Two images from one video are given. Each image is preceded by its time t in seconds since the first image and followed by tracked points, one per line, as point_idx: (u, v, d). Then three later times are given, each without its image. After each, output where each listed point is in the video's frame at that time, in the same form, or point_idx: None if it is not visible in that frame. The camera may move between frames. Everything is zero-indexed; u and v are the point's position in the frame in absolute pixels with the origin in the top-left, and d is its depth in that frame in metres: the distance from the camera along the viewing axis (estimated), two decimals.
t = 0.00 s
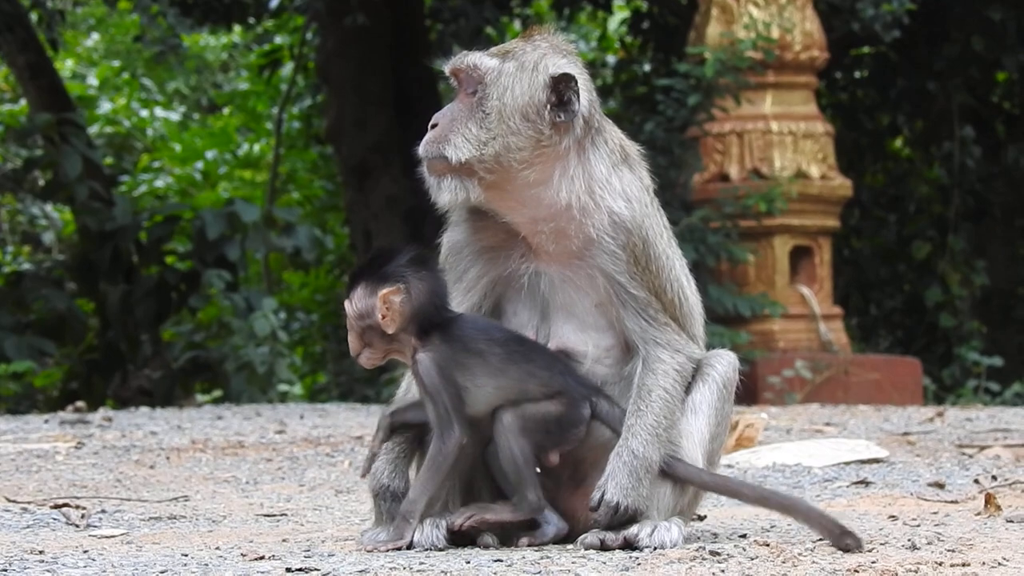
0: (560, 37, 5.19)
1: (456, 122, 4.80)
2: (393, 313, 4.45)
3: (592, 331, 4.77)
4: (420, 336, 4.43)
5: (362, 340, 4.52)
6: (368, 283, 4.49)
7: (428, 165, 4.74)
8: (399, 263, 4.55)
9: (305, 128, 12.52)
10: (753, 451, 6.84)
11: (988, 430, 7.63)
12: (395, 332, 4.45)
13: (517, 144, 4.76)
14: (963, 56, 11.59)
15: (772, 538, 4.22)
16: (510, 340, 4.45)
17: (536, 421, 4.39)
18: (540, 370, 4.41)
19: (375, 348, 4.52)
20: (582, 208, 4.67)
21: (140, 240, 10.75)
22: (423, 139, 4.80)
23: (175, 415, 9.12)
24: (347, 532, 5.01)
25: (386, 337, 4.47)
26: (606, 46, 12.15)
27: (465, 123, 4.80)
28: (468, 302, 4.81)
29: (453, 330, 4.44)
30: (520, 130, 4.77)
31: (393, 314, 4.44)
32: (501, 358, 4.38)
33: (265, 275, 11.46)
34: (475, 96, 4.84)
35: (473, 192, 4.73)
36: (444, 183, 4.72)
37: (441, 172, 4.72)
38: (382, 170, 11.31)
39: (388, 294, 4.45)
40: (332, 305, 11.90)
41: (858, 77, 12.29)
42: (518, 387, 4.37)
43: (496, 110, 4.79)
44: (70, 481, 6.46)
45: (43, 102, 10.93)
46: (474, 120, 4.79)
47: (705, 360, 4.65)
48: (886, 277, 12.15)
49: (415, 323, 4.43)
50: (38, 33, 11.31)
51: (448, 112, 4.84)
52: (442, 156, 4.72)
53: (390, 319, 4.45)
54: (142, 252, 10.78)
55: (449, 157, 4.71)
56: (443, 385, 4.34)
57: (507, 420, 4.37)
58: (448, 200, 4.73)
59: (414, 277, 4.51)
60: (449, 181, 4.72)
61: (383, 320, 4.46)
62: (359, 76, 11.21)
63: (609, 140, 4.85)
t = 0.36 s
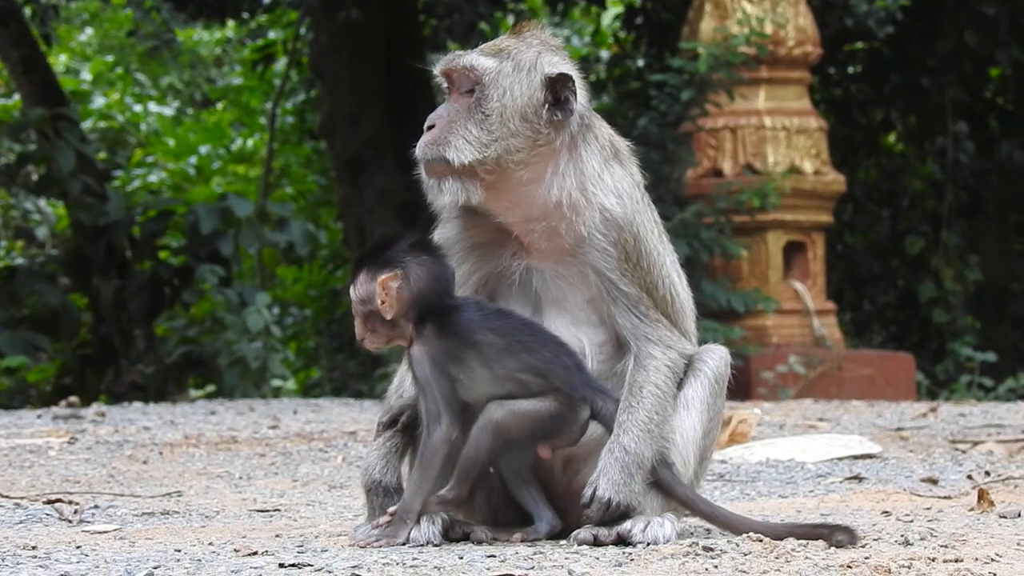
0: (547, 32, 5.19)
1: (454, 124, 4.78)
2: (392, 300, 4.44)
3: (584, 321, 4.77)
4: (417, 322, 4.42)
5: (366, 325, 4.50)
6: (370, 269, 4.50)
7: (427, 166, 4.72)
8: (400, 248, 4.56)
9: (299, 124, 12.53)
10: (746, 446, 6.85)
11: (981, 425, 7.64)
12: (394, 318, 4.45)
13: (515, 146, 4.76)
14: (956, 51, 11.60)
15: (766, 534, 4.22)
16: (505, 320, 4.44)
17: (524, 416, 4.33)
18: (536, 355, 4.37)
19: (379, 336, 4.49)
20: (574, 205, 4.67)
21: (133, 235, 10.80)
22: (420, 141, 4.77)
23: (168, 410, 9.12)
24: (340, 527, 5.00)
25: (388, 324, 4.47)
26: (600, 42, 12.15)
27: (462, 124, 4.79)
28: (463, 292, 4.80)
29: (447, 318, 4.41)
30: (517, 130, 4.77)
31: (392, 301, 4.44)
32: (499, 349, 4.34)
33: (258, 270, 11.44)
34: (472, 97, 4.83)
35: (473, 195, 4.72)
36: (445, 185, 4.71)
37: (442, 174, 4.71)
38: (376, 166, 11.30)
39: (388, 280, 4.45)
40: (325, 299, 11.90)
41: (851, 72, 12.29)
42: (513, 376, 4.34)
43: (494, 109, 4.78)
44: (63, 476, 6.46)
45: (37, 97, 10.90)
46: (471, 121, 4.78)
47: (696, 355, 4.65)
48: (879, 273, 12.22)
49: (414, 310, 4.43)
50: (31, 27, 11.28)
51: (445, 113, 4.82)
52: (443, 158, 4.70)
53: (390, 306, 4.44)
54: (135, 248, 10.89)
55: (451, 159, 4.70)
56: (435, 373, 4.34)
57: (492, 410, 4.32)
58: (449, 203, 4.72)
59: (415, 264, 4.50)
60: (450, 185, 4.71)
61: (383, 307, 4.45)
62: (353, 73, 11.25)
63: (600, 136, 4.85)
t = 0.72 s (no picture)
0: (528, 31, 5.14)
1: (417, 129, 4.83)
2: (373, 293, 4.40)
3: (575, 317, 4.74)
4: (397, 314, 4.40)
5: (350, 321, 4.47)
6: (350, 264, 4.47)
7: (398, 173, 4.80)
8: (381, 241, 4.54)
9: (294, 119, 12.54)
10: (740, 444, 6.85)
11: (976, 423, 7.65)
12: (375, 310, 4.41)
13: (475, 143, 4.75)
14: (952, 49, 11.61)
15: (760, 531, 4.22)
16: (481, 315, 4.40)
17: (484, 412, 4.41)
18: (508, 354, 4.34)
19: (366, 332, 4.46)
20: (562, 195, 4.63)
21: (128, 229, 10.81)
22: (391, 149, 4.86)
23: (163, 405, 9.12)
24: (335, 524, 5.00)
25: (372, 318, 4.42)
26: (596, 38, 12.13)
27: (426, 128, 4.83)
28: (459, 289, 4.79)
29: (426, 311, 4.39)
30: (477, 129, 4.76)
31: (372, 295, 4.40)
32: (475, 343, 4.32)
33: (254, 265, 11.44)
34: (434, 101, 4.86)
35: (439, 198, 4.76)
36: (415, 191, 4.78)
37: (411, 179, 4.78)
38: (371, 163, 11.26)
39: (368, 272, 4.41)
40: (320, 294, 11.86)
41: (847, 70, 12.30)
42: (479, 373, 4.33)
43: (455, 111, 4.78)
44: (57, 471, 6.46)
45: (32, 91, 10.89)
46: (435, 124, 4.80)
47: (691, 351, 4.65)
48: (874, 270, 12.20)
49: (394, 301, 4.40)
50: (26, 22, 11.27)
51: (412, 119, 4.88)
52: (408, 163, 4.76)
53: (371, 299, 4.40)
54: (131, 242, 10.84)
55: (412, 163, 4.75)
56: (417, 364, 4.32)
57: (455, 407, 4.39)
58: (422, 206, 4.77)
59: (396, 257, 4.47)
60: (419, 189, 4.77)
61: (365, 300, 4.41)
62: (348, 68, 11.26)
63: (583, 125, 4.78)
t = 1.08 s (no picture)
0: (509, 39, 5.18)
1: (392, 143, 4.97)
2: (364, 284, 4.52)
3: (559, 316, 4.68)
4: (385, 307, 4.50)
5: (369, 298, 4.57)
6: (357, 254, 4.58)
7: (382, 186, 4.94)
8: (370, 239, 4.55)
9: (288, 115, 12.47)
10: (733, 441, 6.85)
11: (969, 420, 7.66)
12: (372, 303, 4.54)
13: (431, 147, 4.81)
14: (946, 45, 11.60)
15: (752, 530, 4.22)
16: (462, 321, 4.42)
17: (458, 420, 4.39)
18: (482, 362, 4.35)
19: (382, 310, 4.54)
20: (526, 186, 4.62)
21: (121, 225, 10.77)
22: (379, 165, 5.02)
23: (156, 402, 9.11)
24: (328, 522, 5.00)
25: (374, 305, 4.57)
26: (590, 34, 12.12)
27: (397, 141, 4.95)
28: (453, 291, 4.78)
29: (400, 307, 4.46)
30: (433, 134, 4.82)
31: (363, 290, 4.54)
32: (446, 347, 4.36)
33: (247, 261, 11.43)
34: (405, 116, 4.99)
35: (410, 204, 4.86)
36: (394, 202, 4.90)
37: (390, 191, 4.91)
38: (367, 159, 11.23)
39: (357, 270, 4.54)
40: (314, 291, 11.93)
41: (841, 65, 12.28)
42: (451, 376, 4.35)
43: (415, 122, 4.88)
44: (50, 469, 6.45)
45: (26, 88, 10.87)
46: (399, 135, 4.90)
47: (682, 350, 4.66)
48: (868, 266, 12.21)
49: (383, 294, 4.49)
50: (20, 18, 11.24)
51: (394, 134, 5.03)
52: (384, 176, 4.91)
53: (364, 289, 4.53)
54: (124, 239, 10.79)
55: (386, 175, 4.89)
56: (395, 361, 4.42)
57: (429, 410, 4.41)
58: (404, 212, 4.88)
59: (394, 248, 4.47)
60: (399, 199, 4.88)
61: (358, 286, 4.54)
62: (341, 63, 11.24)
63: (549, 120, 4.75)
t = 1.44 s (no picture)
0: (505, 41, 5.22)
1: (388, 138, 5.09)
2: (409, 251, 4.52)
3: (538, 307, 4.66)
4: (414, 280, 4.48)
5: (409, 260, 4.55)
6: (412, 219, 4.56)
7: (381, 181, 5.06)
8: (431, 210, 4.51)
9: (278, 114, 12.47)
10: (724, 439, 6.86)
11: (959, 417, 7.67)
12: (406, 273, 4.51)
13: (411, 141, 4.90)
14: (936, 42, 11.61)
15: (744, 528, 4.23)
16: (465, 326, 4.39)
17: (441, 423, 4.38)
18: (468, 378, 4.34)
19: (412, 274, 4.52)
20: (500, 183, 4.62)
21: (111, 225, 10.75)
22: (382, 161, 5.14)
23: (147, 402, 9.11)
24: (319, 521, 4.99)
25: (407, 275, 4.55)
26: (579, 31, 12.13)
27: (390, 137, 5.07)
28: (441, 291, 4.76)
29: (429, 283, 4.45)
30: (413, 127, 4.92)
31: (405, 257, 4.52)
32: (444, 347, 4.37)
33: (237, 261, 11.43)
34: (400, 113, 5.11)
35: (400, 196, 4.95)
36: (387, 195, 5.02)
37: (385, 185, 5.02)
38: (356, 157, 11.29)
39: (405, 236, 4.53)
40: (304, 289, 12.16)
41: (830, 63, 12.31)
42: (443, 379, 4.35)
43: (400, 116, 4.99)
44: (42, 470, 6.44)
45: (15, 88, 10.85)
46: (389, 131, 5.01)
47: (673, 353, 4.64)
48: (857, 263, 12.24)
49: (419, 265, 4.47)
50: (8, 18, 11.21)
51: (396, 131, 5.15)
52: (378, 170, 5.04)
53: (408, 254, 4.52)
54: (114, 238, 10.78)
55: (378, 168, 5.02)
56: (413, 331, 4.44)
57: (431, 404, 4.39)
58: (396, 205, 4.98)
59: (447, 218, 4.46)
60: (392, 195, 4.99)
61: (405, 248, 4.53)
62: (330, 62, 11.20)
63: (528, 114, 4.77)
